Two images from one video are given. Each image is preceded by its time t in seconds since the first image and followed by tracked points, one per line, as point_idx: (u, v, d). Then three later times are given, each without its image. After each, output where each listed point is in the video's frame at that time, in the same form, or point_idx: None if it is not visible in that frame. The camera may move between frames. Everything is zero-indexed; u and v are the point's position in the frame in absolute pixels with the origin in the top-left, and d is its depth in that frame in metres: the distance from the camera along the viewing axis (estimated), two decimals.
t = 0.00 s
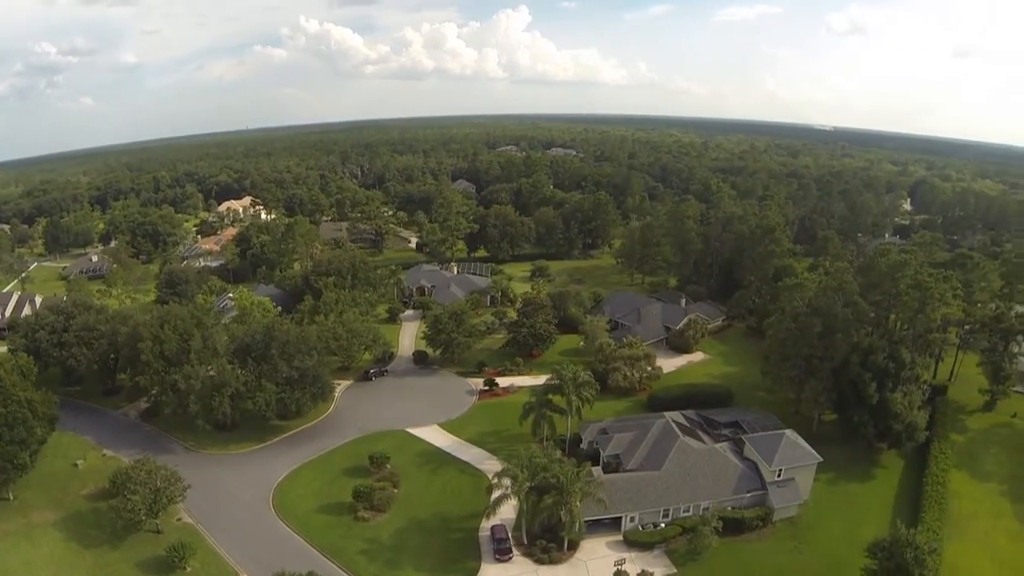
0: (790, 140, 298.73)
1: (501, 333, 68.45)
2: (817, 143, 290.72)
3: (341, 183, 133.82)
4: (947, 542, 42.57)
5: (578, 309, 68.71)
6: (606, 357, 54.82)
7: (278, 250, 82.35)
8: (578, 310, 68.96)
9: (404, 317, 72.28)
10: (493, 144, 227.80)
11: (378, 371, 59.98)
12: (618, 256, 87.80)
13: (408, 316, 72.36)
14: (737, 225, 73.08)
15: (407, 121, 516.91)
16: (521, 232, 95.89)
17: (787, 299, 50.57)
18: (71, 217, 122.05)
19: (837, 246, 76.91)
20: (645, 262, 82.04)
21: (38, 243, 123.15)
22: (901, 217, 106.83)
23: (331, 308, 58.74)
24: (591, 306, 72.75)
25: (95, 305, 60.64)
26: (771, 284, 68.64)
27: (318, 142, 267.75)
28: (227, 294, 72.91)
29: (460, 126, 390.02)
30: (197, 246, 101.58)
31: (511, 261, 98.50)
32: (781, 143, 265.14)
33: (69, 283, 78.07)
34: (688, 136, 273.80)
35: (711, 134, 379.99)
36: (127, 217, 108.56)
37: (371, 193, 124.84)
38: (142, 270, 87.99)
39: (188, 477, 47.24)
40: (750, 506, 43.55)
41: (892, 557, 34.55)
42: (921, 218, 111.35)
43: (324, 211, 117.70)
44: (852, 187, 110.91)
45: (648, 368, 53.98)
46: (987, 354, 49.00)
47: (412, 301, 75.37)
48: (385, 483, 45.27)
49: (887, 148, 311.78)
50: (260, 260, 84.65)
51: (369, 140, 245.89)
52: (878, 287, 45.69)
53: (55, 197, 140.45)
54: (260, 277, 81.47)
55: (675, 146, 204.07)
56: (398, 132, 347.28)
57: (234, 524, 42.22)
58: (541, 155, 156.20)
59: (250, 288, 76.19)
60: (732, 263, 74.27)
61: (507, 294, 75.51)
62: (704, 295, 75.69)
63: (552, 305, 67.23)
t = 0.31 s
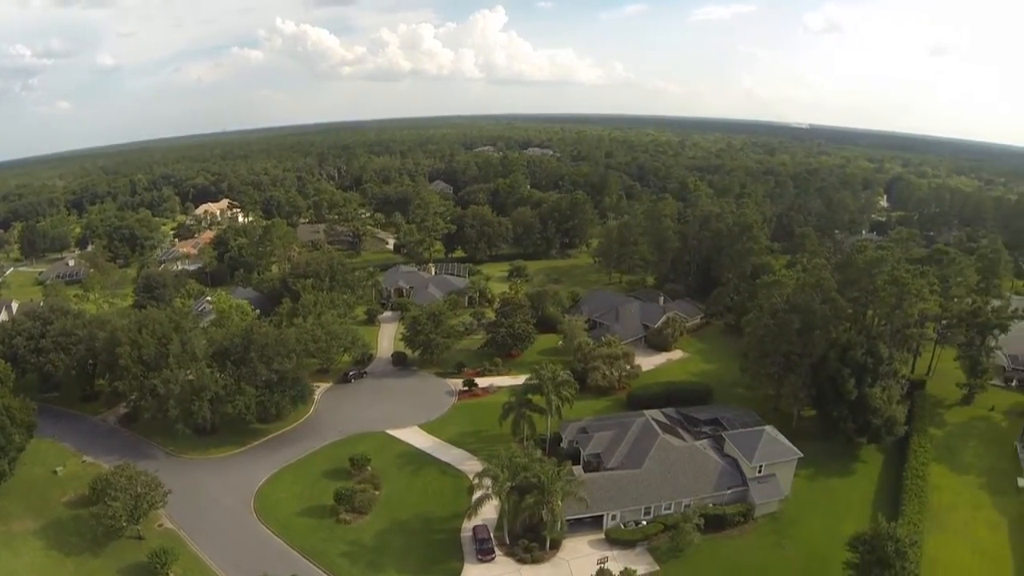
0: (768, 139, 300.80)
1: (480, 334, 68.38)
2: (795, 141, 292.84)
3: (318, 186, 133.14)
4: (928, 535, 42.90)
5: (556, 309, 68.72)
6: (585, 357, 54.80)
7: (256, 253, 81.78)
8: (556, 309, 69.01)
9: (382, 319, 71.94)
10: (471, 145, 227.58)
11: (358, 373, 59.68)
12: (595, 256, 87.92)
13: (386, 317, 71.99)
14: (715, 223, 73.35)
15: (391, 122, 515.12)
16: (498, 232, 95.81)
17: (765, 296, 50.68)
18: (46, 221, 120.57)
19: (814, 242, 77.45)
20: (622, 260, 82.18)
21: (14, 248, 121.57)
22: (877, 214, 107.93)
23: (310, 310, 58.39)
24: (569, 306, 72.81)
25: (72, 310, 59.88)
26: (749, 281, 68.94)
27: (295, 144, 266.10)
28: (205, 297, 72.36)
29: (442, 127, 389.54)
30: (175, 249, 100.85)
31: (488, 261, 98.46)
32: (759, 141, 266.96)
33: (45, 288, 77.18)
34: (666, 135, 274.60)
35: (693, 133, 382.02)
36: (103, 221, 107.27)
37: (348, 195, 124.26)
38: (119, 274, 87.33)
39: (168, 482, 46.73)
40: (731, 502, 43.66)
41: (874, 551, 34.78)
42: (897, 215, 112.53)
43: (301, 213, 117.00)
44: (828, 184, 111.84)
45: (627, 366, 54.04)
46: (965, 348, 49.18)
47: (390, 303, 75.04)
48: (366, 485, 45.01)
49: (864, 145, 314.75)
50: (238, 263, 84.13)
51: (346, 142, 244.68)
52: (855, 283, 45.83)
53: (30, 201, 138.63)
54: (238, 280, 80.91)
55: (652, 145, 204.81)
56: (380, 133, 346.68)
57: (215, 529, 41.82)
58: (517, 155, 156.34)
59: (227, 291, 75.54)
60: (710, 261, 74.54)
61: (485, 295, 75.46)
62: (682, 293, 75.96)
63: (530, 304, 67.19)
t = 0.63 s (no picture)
0: (746, 137, 302.49)
1: (457, 334, 68.28)
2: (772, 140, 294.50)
3: (294, 188, 132.23)
4: (908, 528, 43.32)
5: (533, 309, 68.76)
6: (562, 356, 54.81)
7: (232, 256, 81.01)
8: (532, 309, 69.20)
9: (359, 321, 71.61)
10: (448, 145, 226.81)
11: (336, 375, 59.32)
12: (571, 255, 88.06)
13: (363, 319, 71.62)
14: (690, 221, 73.70)
15: (373, 122, 512.58)
16: (474, 233, 95.74)
17: (742, 293, 50.78)
18: (19, 226, 118.89)
19: (789, 239, 78.00)
20: (598, 259, 82.38)
21: None
22: (853, 210, 109.03)
23: (287, 313, 58.01)
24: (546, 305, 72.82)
25: (47, 316, 59.08)
26: (725, 279, 69.31)
27: (270, 145, 264.09)
28: (182, 301, 71.97)
29: (423, 128, 388.45)
30: (150, 253, 99.69)
31: (464, 261, 98.24)
32: (735, 140, 268.16)
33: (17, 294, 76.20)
34: (643, 135, 274.87)
35: (673, 131, 383.71)
36: (77, 225, 106.02)
37: (324, 196, 123.75)
38: (94, 279, 86.60)
39: (147, 488, 46.22)
40: (711, 499, 43.76)
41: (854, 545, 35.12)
42: (872, 211, 113.63)
43: (277, 215, 116.02)
44: (803, 181, 112.66)
45: (604, 365, 54.11)
46: (941, 342, 49.36)
47: (366, 304, 74.72)
48: (346, 488, 44.75)
49: (841, 142, 317.45)
50: (214, 266, 83.61)
51: (322, 144, 243.03)
52: (831, 279, 46.06)
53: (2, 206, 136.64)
54: (213, 283, 80.36)
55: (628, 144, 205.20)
56: (360, 134, 344.30)
57: (195, 535, 41.44)
58: (492, 155, 156.43)
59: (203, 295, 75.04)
60: (687, 259, 74.80)
61: (462, 295, 75.31)
62: (660, 291, 76.22)
63: (507, 304, 67.17)
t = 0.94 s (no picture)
0: (722, 136, 304.71)
1: (435, 335, 68.16)
2: (749, 137, 295.92)
3: (270, 190, 131.31)
4: (887, 521, 43.70)
5: (511, 309, 68.79)
6: (539, 355, 54.81)
7: (208, 259, 80.31)
8: (510, 309, 69.23)
9: (336, 323, 71.32)
10: (424, 146, 226.10)
11: (313, 378, 59.00)
12: (547, 254, 88.14)
13: (340, 321, 71.25)
14: (666, 220, 74.01)
15: (355, 123, 509.89)
16: (450, 233, 95.66)
17: (719, 291, 50.86)
18: None
19: (764, 236, 78.52)
20: (574, 259, 82.55)
21: None
22: (828, 207, 110.06)
23: (264, 316, 57.63)
24: (524, 305, 72.84)
25: (20, 322, 58.29)
26: (702, 276, 69.60)
27: (246, 147, 262.30)
28: (159, 305, 71.46)
29: (405, 129, 387.34)
30: (126, 257, 98.56)
31: (440, 262, 98.03)
32: (711, 138, 269.03)
33: None
34: (619, 134, 274.72)
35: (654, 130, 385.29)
36: (51, 230, 104.69)
37: (300, 199, 123.15)
38: (70, 284, 85.68)
39: (126, 494, 45.74)
40: (690, 496, 43.86)
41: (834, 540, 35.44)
42: (847, 208, 114.60)
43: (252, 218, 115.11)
44: (778, 178, 113.42)
45: (581, 364, 54.20)
46: (917, 337, 49.64)
47: (343, 306, 74.40)
48: (326, 490, 44.54)
49: (818, 140, 319.04)
50: (190, 270, 82.93)
51: (297, 146, 241.36)
52: (807, 275, 46.23)
53: None
54: (189, 287, 79.75)
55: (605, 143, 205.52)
56: (340, 134, 341.62)
57: (176, 540, 41.13)
58: (468, 155, 156.42)
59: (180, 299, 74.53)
60: (664, 257, 75.05)
61: (439, 296, 75.14)
62: (637, 289, 76.50)
63: (483, 305, 67.15)
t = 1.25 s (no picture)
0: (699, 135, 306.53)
1: (413, 336, 68.03)
2: (727, 137, 297.25)
3: (247, 193, 130.38)
4: (867, 514, 44.07)
5: (488, 309, 68.80)
6: (518, 355, 54.78)
7: (185, 263, 79.72)
8: (487, 309, 69.27)
9: (314, 325, 70.98)
10: (400, 148, 225.38)
11: (292, 381, 58.68)
12: (524, 255, 88.16)
13: (319, 324, 70.92)
14: (643, 219, 74.27)
15: (338, 124, 507.39)
16: (427, 234, 95.52)
17: (697, 288, 50.94)
18: None
19: (742, 234, 78.98)
20: (552, 259, 82.70)
21: None
22: (804, 204, 111.08)
23: (242, 319, 57.24)
24: (501, 305, 72.86)
25: None
26: (679, 275, 69.81)
27: (222, 150, 260.27)
28: (136, 310, 70.94)
29: (386, 130, 385.89)
30: (103, 262, 97.49)
31: (418, 263, 97.80)
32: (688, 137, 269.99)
33: None
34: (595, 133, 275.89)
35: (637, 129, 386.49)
36: (26, 235, 103.35)
37: (277, 201, 122.51)
38: (46, 289, 84.76)
39: (107, 501, 45.35)
40: (671, 493, 43.98)
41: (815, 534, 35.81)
42: (825, 205, 115.41)
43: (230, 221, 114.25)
44: (755, 176, 114.17)
45: (560, 363, 54.25)
46: (894, 332, 49.98)
47: (321, 309, 74.07)
48: (307, 493, 44.36)
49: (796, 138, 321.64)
50: (167, 273, 82.30)
51: (274, 148, 239.73)
52: (785, 272, 46.45)
53: None
54: (166, 291, 79.21)
55: (582, 143, 205.90)
56: (319, 135, 338.62)
57: (157, 545, 40.83)
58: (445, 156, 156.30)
59: (158, 303, 74.01)
60: (641, 256, 75.31)
61: (416, 297, 74.99)
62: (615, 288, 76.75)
63: (461, 305, 67.10)
